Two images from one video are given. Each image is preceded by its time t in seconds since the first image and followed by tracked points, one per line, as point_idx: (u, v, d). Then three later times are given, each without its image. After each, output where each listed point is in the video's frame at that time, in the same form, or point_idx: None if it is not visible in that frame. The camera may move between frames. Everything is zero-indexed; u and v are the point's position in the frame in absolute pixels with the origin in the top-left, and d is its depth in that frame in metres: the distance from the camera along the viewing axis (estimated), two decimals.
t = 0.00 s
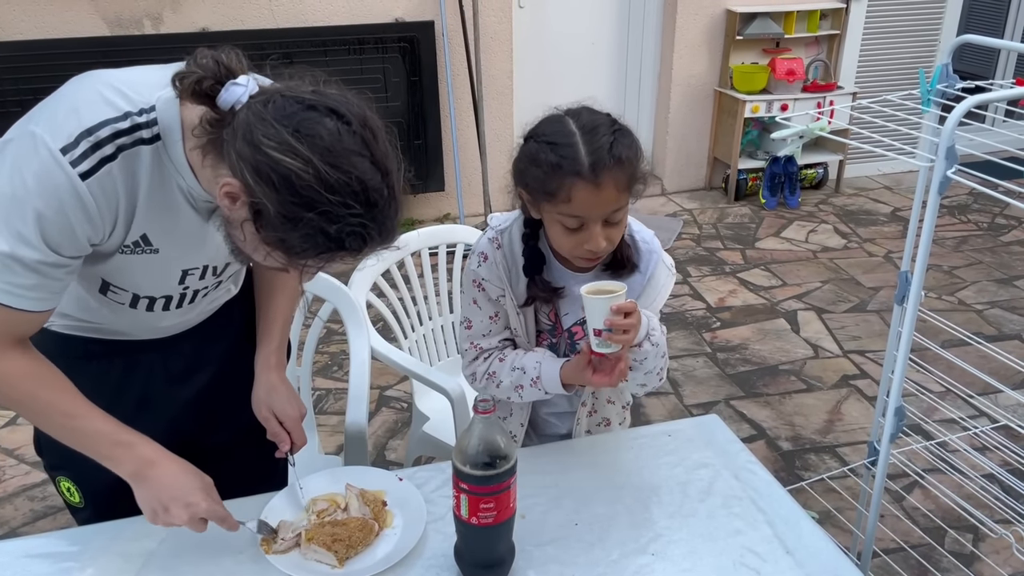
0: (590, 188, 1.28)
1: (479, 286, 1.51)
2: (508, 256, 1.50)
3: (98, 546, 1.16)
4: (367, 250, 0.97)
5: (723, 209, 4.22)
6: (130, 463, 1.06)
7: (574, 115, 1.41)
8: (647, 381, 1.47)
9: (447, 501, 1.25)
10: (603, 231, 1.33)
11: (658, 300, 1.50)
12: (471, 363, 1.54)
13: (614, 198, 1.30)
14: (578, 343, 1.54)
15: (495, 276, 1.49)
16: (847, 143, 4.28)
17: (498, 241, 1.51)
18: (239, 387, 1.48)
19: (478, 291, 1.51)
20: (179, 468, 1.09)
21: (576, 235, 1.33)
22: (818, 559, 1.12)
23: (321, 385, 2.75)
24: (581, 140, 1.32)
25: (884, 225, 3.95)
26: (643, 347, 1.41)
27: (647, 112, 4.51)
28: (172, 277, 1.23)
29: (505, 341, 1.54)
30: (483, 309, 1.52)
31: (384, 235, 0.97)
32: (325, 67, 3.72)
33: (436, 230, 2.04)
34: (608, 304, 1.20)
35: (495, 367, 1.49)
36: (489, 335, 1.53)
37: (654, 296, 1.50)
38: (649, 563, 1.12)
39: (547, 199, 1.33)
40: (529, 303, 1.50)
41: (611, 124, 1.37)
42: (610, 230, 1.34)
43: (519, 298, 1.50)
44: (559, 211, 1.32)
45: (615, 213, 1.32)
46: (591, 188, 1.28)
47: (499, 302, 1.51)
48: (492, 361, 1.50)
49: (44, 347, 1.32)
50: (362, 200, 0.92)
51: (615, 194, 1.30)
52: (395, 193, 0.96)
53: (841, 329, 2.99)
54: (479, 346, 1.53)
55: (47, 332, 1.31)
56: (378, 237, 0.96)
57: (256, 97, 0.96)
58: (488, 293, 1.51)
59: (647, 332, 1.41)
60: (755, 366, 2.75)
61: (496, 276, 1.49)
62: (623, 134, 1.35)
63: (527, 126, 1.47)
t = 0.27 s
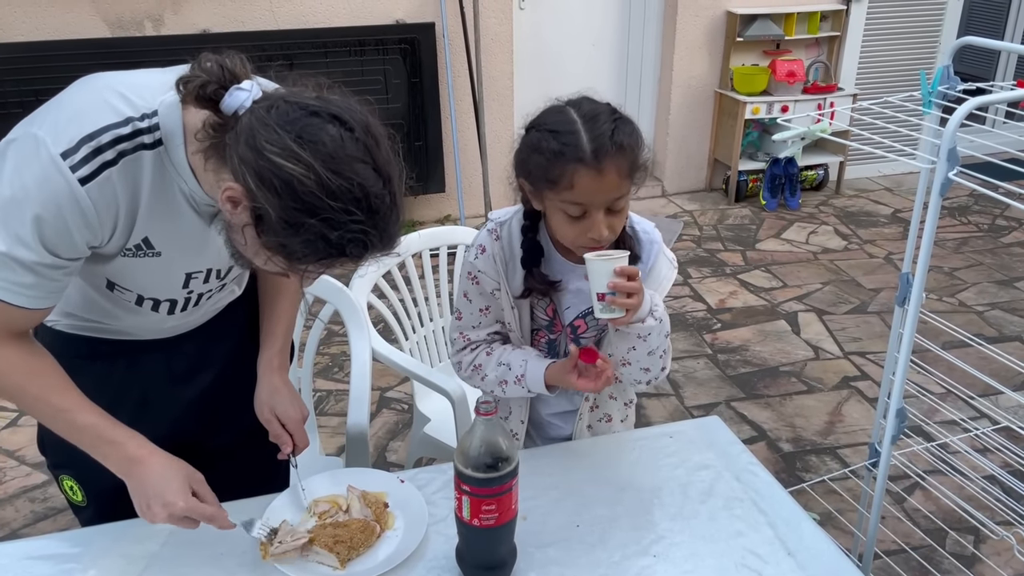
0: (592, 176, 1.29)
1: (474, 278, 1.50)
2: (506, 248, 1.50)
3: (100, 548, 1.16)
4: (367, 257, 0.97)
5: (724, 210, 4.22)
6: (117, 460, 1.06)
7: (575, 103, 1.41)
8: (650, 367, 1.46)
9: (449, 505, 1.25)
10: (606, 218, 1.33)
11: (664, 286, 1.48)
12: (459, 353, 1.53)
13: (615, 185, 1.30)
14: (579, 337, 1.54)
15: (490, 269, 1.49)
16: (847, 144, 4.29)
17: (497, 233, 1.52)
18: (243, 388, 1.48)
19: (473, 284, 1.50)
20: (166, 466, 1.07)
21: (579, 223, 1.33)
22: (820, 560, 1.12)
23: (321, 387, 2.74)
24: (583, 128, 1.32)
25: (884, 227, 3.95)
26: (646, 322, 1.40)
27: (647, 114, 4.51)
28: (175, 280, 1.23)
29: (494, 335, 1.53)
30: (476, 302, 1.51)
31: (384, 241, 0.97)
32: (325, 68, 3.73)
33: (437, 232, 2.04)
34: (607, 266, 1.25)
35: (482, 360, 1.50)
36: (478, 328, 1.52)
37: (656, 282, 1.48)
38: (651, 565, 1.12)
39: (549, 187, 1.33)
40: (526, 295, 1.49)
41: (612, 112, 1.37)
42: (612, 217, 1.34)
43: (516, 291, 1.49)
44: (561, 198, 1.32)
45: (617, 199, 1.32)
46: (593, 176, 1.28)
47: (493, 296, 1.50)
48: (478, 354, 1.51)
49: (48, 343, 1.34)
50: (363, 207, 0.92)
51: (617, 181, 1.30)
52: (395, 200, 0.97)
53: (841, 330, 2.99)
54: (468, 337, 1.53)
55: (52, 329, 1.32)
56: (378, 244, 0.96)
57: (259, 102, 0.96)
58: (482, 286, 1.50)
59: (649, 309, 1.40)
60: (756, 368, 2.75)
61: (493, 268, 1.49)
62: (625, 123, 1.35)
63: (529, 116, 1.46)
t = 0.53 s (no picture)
0: (596, 166, 1.29)
1: (471, 275, 1.50)
2: (505, 245, 1.51)
3: (102, 550, 1.16)
4: (361, 248, 0.96)
5: (725, 212, 4.22)
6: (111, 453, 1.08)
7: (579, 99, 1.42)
8: (656, 361, 1.43)
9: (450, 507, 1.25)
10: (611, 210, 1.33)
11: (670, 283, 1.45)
12: (454, 348, 1.54)
13: (620, 175, 1.30)
14: (582, 336, 1.52)
15: (488, 266, 1.49)
16: (848, 146, 4.29)
17: (498, 230, 1.52)
18: (245, 391, 1.48)
19: (470, 281, 1.50)
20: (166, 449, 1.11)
21: (584, 214, 1.33)
22: (821, 562, 1.12)
23: (322, 389, 2.74)
24: (587, 120, 1.33)
25: (885, 229, 3.95)
26: (651, 313, 1.36)
27: (648, 116, 4.51)
28: (176, 280, 1.23)
29: (488, 331, 1.53)
30: (473, 298, 1.51)
31: (378, 232, 0.96)
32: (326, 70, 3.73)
33: (437, 234, 2.04)
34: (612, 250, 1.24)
35: (475, 357, 1.50)
36: (472, 323, 1.53)
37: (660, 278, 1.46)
38: (652, 568, 1.12)
39: (554, 178, 1.33)
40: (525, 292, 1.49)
41: (615, 105, 1.38)
42: (617, 210, 1.34)
43: (515, 289, 1.49)
44: (566, 189, 1.31)
45: (621, 190, 1.31)
46: (597, 166, 1.29)
47: (491, 295, 1.51)
48: (472, 348, 1.51)
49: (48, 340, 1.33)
50: (355, 194, 0.91)
51: (622, 172, 1.30)
52: (390, 190, 0.96)
53: (842, 332, 2.99)
54: (462, 331, 1.53)
55: (55, 329, 1.31)
56: (372, 234, 0.95)
57: (254, 92, 0.97)
58: (479, 284, 1.50)
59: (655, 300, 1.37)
60: (757, 370, 2.75)
61: (492, 267, 1.50)
62: (628, 116, 1.35)
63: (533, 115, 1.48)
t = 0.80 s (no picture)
0: (596, 155, 1.28)
1: (471, 272, 1.52)
2: (506, 243, 1.52)
3: (101, 552, 1.16)
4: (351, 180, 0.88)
5: (726, 214, 4.22)
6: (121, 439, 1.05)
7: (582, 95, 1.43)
8: (659, 360, 1.40)
9: (450, 509, 1.25)
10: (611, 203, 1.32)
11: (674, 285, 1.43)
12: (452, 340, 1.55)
13: (620, 166, 1.29)
14: (585, 336, 1.50)
15: (488, 263, 1.51)
16: (849, 148, 4.29)
17: (500, 228, 1.54)
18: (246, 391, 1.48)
19: (469, 278, 1.52)
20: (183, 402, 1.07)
21: (584, 206, 1.32)
22: (822, 565, 1.11)
23: (323, 391, 2.74)
24: (587, 111, 1.33)
25: (886, 231, 3.94)
26: (653, 308, 1.34)
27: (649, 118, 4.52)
28: (174, 275, 1.22)
29: (485, 327, 1.54)
30: (472, 295, 1.53)
31: (367, 162, 0.89)
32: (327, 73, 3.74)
33: (438, 235, 2.04)
34: (608, 241, 1.24)
35: (472, 349, 1.51)
36: (471, 317, 1.54)
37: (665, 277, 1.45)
38: (652, 570, 1.12)
39: (555, 169, 1.33)
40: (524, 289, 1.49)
41: (617, 99, 1.38)
42: (618, 203, 1.33)
43: (514, 286, 1.50)
44: (566, 180, 1.32)
45: (622, 182, 1.31)
46: (597, 155, 1.28)
47: (488, 292, 1.51)
48: (469, 341, 1.52)
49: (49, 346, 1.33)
50: (335, 114, 0.85)
51: (622, 163, 1.30)
52: (375, 117, 0.90)
53: (843, 334, 2.98)
54: (461, 324, 1.54)
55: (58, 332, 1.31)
56: (360, 163, 0.88)
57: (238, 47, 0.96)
58: (478, 280, 1.51)
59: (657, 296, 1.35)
60: (758, 372, 2.75)
61: (491, 264, 1.51)
62: (629, 108, 1.36)
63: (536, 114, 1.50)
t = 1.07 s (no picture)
0: (592, 149, 1.29)
1: (471, 268, 1.54)
2: (506, 240, 1.54)
3: (103, 556, 1.16)
4: (342, 120, 0.89)
5: (727, 217, 4.23)
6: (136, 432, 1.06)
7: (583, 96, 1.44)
8: (655, 364, 1.38)
9: (452, 513, 1.25)
10: (608, 199, 1.32)
11: (674, 293, 1.42)
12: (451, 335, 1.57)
13: (616, 161, 1.29)
14: (584, 338, 1.49)
15: (487, 260, 1.53)
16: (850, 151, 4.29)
17: (501, 225, 1.56)
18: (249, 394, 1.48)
19: (470, 274, 1.54)
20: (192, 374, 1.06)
21: (581, 201, 1.32)
22: (823, 569, 1.11)
23: (325, 394, 2.74)
24: (585, 107, 1.35)
25: (887, 234, 3.94)
26: (647, 310, 1.33)
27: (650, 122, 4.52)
28: (179, 274, 1.22)
29: (485, 322, 1.56)
30: (471, 291, 1.55)
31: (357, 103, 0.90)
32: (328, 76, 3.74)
33: (440, 238, 2.05)
34: (602, 238, 1.24)
35: (468, 342, 1.53)
36: (469, 312, 1.57)
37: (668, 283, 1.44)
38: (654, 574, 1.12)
39: (552, 165, 1.34)
40: (523, 287, 1.50)
41: (618, 97, 1.39)
42: (616, 201, 1.32)
43: (513, 283, 1.52)
44: (563, 175, 1.32)
45: (618, 178, 1.31)
46: (593, 149, 1.29)
47: (487, 290, 1.54)
48: (466, 334, 1.54)
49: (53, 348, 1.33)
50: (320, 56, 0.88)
51: (618, 158, 1.30)
52: (361, 66, 0.92)
53: (844, 337, 2.98)
54: (460, 318, 1.57)
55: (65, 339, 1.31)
56: (350, 102, 0.89)
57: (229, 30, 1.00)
58: (478, 276, 1.54)
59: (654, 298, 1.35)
60: (759, 375, 2.75)
61: (490, 260, 1.53)
62: (627, 106, 1.36)
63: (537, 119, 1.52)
